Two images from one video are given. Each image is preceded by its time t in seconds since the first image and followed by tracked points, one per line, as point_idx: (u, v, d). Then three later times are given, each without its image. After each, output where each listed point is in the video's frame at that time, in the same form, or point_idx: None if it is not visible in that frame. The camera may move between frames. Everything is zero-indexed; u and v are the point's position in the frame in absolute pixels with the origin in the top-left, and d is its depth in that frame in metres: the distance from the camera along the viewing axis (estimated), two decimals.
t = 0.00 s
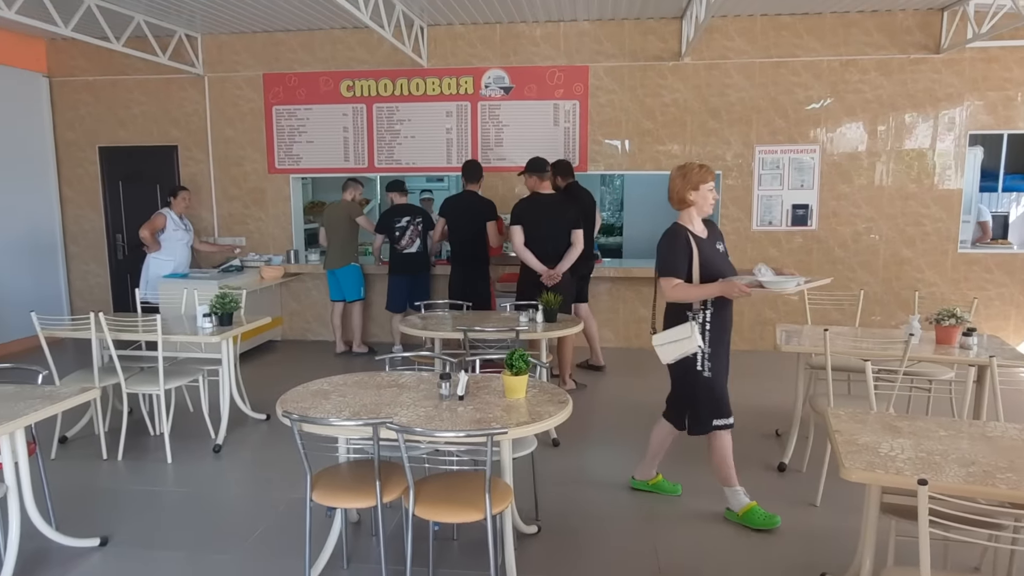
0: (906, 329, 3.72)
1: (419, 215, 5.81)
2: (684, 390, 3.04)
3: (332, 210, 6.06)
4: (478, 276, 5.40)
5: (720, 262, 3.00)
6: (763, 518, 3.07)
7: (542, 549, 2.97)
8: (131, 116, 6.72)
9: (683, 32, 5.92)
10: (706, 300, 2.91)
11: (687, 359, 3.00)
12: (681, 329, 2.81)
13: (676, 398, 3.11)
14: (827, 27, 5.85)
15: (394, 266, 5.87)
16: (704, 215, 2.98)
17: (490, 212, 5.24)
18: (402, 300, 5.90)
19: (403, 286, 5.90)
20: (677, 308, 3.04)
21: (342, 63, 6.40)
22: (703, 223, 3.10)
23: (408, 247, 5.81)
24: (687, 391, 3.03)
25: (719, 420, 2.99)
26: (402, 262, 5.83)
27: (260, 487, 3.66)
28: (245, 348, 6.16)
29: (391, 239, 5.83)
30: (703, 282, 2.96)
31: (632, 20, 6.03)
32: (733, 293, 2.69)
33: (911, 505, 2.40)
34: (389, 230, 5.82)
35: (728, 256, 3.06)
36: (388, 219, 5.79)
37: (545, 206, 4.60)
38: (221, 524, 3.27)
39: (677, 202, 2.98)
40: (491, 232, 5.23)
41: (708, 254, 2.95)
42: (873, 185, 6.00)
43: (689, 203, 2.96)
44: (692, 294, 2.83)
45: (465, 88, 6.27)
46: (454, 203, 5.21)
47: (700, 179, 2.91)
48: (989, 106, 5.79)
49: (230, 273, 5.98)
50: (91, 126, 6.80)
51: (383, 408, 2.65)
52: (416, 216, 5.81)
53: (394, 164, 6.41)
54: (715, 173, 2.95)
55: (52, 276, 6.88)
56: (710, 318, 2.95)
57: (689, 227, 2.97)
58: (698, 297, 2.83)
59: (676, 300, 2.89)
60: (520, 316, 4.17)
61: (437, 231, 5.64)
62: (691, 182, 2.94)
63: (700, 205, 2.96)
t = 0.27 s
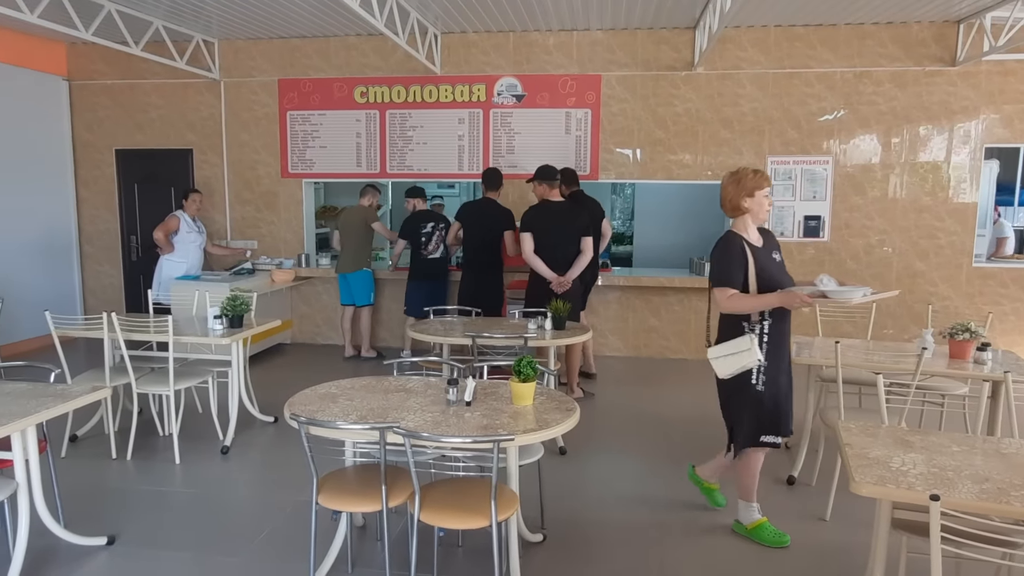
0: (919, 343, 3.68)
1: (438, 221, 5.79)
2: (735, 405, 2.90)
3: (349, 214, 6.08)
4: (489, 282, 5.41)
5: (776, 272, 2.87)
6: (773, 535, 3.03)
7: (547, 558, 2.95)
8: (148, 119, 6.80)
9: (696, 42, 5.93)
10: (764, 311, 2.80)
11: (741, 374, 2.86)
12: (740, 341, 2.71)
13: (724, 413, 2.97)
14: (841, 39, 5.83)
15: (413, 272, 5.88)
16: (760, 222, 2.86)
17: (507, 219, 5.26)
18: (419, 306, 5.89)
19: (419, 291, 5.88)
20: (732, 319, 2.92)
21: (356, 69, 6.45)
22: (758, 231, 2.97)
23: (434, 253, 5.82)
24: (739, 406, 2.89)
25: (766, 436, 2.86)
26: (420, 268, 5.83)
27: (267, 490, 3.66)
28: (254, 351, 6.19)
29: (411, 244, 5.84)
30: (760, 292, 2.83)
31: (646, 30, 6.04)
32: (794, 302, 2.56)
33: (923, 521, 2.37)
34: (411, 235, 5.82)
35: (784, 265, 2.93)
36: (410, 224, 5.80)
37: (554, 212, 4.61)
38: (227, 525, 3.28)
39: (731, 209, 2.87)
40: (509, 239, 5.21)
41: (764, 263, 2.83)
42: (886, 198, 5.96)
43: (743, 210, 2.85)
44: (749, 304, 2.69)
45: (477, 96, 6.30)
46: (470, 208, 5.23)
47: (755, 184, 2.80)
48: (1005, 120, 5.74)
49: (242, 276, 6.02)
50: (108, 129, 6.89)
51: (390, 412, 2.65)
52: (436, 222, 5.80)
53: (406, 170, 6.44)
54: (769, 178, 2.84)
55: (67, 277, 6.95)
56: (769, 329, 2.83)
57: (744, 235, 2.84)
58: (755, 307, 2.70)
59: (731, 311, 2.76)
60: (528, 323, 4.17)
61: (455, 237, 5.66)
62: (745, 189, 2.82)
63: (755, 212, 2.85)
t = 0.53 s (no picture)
0: (922, 346, 3.68)
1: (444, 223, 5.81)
2: (765, 412, 2.87)
3: (355, 215, 6.06)
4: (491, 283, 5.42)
5: (816, 275, 2.81)
6: (775, 538, 3.02)
7: (550, 560, 2.95)
8: (151, 121, 6.81)
9: (698, 45, 5.93)
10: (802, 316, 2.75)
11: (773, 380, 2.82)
12: (778, 347, 2.64)
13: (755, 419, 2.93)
14: (843, 42, 5.83)
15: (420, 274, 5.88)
16: (801, 224, 2.79)
17: (513, 222, 5.27)
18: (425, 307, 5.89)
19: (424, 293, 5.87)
20: (767, 323, 2.88)
21: (359, 71, 6.46)
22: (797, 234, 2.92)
23: (443, 254, 5.83)
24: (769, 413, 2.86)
25: (794, 447, 2.82)
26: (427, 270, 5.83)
27: (270, 491, 3.66)
28: (256, 352, 6.20)
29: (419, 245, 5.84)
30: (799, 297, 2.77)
31: (648, 32, 6.04)
32: (837, 306, 2.51)
33: (927, 524, 2.36)
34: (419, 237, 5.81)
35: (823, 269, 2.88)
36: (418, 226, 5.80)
37: (555, 214, 4.60)
38: (231, 526, 3.28)
39: (771, 211, 2.81)
40: (514, 241, 5.22)
41: (803, 267, 2.78)
42: (889, 200, 5.96)
43: (785, 212, 2.78)
44: (788, 309, 2.64)
45: (480, 98, 6.31)
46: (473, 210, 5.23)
47: (797, 186, 2.74)
48: (1008, 122, 5.74)
49: (244, 278, 6.02)
50: (111, 131, 6.90)
51: (392, 413, 2.65)
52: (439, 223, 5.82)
53: (408, 172, 6.44)
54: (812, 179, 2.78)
55: (69, 278, 6.96)
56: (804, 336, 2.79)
57: (784, 238, 2.79)
58: (795, 312, 2.63)
59: (770, 316, 2.72)
60: (531, 325, 4.16)
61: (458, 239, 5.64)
62: (788, 190, 2.76)
63: (797, 214, 2.78)
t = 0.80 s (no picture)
0: (929, 350, 3.67)
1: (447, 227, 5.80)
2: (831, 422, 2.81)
3: (360, 218, 6.06)
4: (495, 286, 5.43)
5: (873, 281, 2.75)
6: (790, 540, 3.01)
7: (556, 564, 2.94)
8: (156, 123, 6.83)
9: (703, 48, 5.93)
10: (857, 323, 2.70)
11: (835, 389, 2.77)
12: (825, 353, 2.63)
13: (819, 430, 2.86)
14: (848, 45, 5.83)
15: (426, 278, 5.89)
16: (860, 229, 2.73)
17: (512, 225, 5.28)
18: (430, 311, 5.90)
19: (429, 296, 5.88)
20: (824, 329, 2.84)
21: (364, 74, 6.47)
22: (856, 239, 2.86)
23: (448, 258, 5.83)
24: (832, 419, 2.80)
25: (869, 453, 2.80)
26: (431, 273, 5.82)
27: (275, 494, 3.66)
28: (260, 354, 6.20)
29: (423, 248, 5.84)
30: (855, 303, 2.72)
31: (653, 35, 6.05)
32: (888, 314, 2.44)
33: (934, 529, 2.36)
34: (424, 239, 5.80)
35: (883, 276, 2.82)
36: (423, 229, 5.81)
37: (560, 217, 4.61)
38: (236, 528, 3.28)
39: (829, 216, 2.76)
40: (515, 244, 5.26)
41: (861, 273, 2.72)
42: (894, 204, 5.95)
43: (843, 217, 2.73)
44: (839, 314, 2.61)
45: (485, 100, 6.32)
46: (475, 214, 5.23)
47: (857, 190, 2.68)
48: (1013, 126, 5.73)
49: (248, 280, 6.02)
50: (116, 133, 6.91)
51: (399, 417, 2.65)
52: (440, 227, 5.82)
53: (413, 174, 6.45)
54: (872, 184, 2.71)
55: (74, 279, 6.97)
56: (862, 342, 2.73)
57: (840, 243, 2.74)
58: (845, 317, 2.60)
59: (820, 320, 2.69)
60: (536, 328, 4.16)
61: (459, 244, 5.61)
62: (847, 194, 2.70)
63: (855, 218, 2.72)
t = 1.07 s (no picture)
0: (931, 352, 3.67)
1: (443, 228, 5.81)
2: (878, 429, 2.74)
3: (361, 220, 6.07)
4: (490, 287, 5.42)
5: (920, 286, 2.61)
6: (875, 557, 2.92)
7: (558, 566, 2.94)
8: (159, 124, 6.84)
9: (706, 50, 5.94)
10: (900, 328, 2.63)
11: (877, 395, 2.70)
12: (865, 357, 2.56)
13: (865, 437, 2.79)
14: (851, 48, 5.84)
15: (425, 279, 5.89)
16: (907, 233, 2.59)
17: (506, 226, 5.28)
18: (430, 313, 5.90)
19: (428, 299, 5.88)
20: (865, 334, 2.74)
21: (366, 75, 6.48)
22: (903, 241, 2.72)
23: (447, 260, 5.83)
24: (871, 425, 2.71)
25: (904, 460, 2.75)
26: (429, 275, 5.82)
27: (276, 496, 3.66)
28: (262, 355, 6.21)
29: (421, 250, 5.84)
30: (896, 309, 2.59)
31: (655, 38, 6.05)
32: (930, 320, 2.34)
33: (937, 531, 2.35)
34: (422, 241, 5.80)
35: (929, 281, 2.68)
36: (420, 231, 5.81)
37: (562, 219, 4.61)
38: (238, 529, 3.28)
39: (874, 218, 2.62)
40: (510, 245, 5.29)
41: (905, 278, 2.58)
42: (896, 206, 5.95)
43: (888, 220, 2.58)
44: (880, 320, 2.48)
45: (487, 102, 6.32)
46: (469, 216, 5.24)
47: (904, 193, 2.53)
48: (1015, 129, 5.73)
49: (250, 281, 6.03)
50: (119, 134, 6.93)
51: (400, 418, 2.65)
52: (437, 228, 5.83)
53: (415, 176, 6.46)
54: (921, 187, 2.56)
55: (76, 280, 6.98)
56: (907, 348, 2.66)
57: (883, 247, 2.61)
58: (887, 322, 2.49)
59: (860, 325, 2.57)
60: (538, 330, 4.16)
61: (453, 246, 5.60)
62: (894, 197, 2.56)
63: (901, 222, 2.57)
